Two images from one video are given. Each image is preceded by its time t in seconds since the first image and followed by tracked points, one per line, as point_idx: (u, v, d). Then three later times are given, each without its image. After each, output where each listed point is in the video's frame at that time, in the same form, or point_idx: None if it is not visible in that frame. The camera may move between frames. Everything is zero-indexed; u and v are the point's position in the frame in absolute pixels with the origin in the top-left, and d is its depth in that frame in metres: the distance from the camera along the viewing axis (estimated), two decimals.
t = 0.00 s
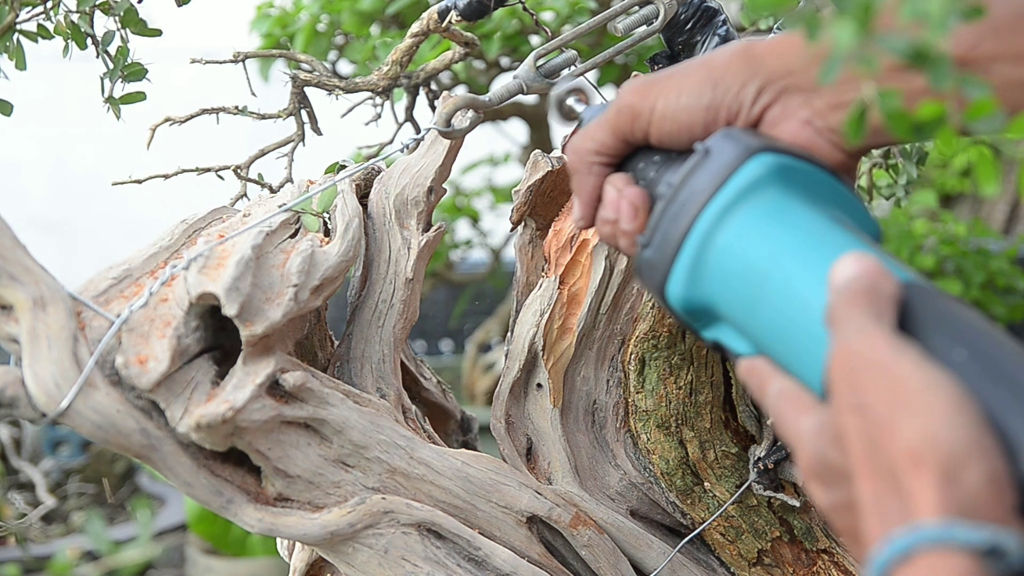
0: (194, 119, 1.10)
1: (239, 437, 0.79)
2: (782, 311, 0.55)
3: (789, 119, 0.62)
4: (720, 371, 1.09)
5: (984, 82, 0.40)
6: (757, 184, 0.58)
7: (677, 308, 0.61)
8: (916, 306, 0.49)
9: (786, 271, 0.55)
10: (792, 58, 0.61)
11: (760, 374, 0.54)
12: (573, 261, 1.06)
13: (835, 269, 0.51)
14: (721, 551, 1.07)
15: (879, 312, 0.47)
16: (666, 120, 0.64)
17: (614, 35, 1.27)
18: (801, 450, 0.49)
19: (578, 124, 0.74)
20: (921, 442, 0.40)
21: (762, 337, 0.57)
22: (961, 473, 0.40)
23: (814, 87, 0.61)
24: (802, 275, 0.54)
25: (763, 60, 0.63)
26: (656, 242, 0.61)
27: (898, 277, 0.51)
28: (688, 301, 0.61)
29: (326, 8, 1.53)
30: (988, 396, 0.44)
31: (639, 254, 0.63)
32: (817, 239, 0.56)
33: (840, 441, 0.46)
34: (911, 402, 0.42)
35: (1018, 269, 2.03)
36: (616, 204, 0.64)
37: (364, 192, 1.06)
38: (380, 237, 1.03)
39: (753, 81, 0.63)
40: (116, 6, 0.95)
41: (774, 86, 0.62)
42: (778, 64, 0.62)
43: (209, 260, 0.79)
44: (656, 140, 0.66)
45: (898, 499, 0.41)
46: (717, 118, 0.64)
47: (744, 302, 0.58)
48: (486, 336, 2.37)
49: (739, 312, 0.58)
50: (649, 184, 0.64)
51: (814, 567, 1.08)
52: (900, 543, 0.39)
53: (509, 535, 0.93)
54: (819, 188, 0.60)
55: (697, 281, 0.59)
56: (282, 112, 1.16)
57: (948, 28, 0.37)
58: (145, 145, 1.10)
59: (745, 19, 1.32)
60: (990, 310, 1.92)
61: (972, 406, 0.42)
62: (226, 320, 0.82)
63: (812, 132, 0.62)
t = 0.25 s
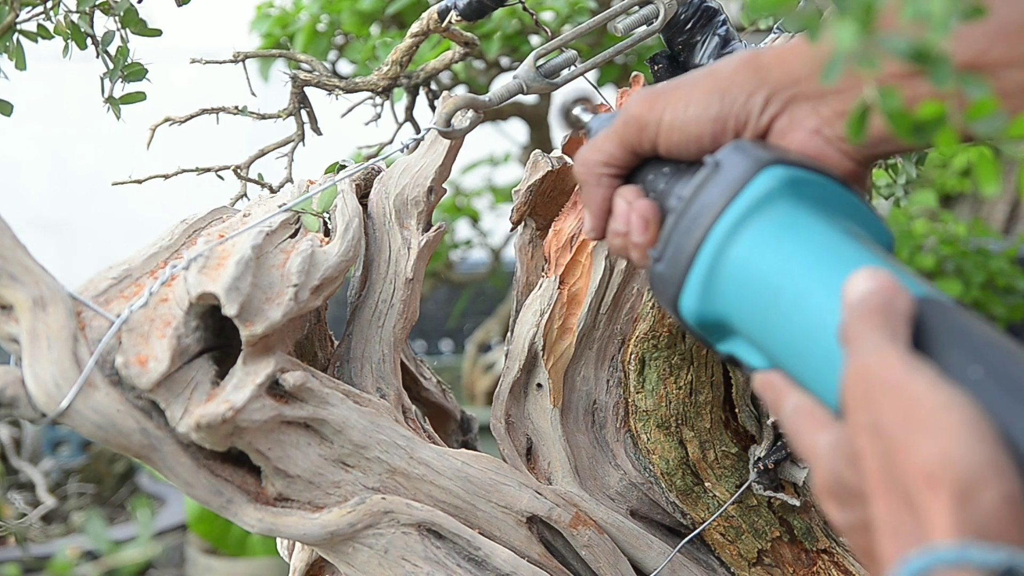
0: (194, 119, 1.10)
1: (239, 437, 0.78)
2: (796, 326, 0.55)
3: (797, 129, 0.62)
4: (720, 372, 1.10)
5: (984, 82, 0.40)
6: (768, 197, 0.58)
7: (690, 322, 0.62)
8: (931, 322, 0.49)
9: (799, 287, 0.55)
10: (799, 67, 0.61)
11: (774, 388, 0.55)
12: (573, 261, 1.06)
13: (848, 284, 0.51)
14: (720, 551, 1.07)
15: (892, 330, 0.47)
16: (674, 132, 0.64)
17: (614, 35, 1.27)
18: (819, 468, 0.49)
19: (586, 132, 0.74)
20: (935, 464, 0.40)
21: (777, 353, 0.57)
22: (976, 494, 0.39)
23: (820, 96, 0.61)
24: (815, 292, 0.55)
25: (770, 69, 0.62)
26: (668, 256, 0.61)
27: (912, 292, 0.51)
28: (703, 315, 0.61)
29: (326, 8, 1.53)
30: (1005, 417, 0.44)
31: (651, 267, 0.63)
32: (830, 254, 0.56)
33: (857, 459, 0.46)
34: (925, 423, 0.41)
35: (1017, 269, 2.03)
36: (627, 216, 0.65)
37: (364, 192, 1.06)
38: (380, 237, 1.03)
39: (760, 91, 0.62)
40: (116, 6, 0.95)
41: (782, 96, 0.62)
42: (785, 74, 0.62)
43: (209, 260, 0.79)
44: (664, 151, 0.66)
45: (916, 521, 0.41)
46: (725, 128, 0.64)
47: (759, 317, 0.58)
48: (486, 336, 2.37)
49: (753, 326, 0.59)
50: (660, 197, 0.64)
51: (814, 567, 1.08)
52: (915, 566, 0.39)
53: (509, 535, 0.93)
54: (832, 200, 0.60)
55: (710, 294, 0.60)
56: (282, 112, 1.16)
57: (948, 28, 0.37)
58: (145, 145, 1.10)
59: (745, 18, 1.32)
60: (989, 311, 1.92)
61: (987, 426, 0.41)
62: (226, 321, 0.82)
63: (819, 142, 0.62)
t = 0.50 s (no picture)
0: (194, 119, 1.10)
1: (239, 437, 0.78)
2: (772, 330, 0.55)
3: (795, 131, 0.62)
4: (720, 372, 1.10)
5: (984, 82, 0.40)
6: (754, 202, 0.58)
7: (677, 323, 0.62)
8: (899, 333, 0.49)
9: (773, 292, 0.55)
10: (797, 68, 0.61)
11: (754, 394, 0.55)
12: (573, 261, 1.06)
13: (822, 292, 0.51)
14: (721, 551, 1.07)
15: (857, 340, 0.47)
16: (673, 132, 0.65)
17: (614, 34, 1.27)
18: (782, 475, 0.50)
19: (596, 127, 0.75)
20: (885, 479, 0.41)
21: (756, 356, 0.57)
22: (923, 509, 0.40)
23: (818, 99, 0.61)
24: (793, 294, 0.54)
25: (769, 72, 0.62)
26: (658, 256, 0.61)
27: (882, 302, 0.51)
28: (688, 317, 0.61)
29: (326, 8, 1.53)
30: (965, 426, 0.44)
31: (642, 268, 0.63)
32: (809, 259, 0.55)
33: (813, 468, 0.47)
34: (878, 437, 0.42)
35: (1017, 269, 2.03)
36: (625, 215, 0.65)
37: (364, 192, 1.06)
38: (380, 237, 1.03)
39: (758, 92, 0.62)
40: (116, 6, 0.95)
41: (779, 98, 0.62)
42: (782, 76, 0.61)
43: (209, 260, 0.79)
44: (664, 150, 0.66)
45: (862, 532, 0.42)
46: (723, 129, 0.64)
47: (735, 321, 0.58)
48: (486, 336, 2.37)
49: (734, 328, 0.58)
50: (657, 196, 0.64)
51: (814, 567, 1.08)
52: None
53: (509, 535, 0.93)
54: (818, 204, 0.60)
55: (694, 297, 0.60)
56: (282, 112, 1.16)
57: (948, 29, 0.37)
58: (145, 145, 1.10)
59: (745, 19, 1.32)
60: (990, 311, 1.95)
61: (939, 441, 0.42)
62: (226, 321, 0.82)
63: (817, 144, 0.62)
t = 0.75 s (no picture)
0: (194, 119, 1.10)
1: (239, 437, 0.78)
2: (773, 323, 0.55)
3: (797, 120, 0.62)
4: (720, 372, 1.10)
5: (984, 82, 0.40)
6: (757, 192, 0.58)
7: (676, 312, 0.62)
8: (899, 328, 0.49)
9: (775, 285, 0.56)
10: (800, 58, 0.61)
11: (753, 384, 0.54)
12: (573, 260, 1.06)
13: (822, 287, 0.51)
14: (721, 552, 1.07)
15: (856, 335, 0.47)
16: (675, 119, 0.65)
17: (614, 34, 1.27)
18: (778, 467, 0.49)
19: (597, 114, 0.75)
20: (881, 473, 0.41)
21: (756, 347, 0.57)
22: (919, 504, 0.40)
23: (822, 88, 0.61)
24: (795, 290, 0.55)
25: (772, 60, 0.62)
26: (658, 245, 0.61)
27: (882, 296, 0.51)
28: (688, 305, 0.61)
29: (326, 8, 1.53)
30: (964, 423, 0.44)
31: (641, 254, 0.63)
32: (808, 252, 0.56)
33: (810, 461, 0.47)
34: (875, 432, 0.42)
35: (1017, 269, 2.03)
36: (625, 201, 0.65)
37: (364, 192, 1.06)
38: (380, 237, 1.03)
39: (761, 82, 0.62)
40: (116, 6, 0.95)
41: (782, 87, 0.62)
42: (786, 65, 0.62)
43: (209, 260, 0.79)
44: (665, 137, 0.66)
45: (857, 526, 0.42)
46: (725, 117, 0.64)
47: (737, 312, 0.58)
48: (486, 336, 2.37)
49: (733, 318, 0.59)
50: (658, 183, 0.64)
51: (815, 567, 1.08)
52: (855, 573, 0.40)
53: (509, 535, 0.93)
54: (820, 196, 0.60)
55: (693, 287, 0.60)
56: (282, 112, 1.16)
57: (949, 28, 0.37)
58: (145, 145, 1.10)
59: (745, 19, 1.32)
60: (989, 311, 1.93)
61: (937, 438, 0.42)
62: (226, 320, 0.82)
63: (819, 134, 0.62)
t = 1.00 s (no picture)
0: (194, 119, 1.10)
1: (239, 437, 0.78)
2: (773, 330, 0.55)
3: (795, 126, 0.62)
4: (720, 372, 1.10)
5: (983, 83, 0.40)
6: (755, 198, 0.58)
7: (676, 320, 0.62)
8: (898, 332, 0.49)
9: (774, 289, 0.55)
10: (798, 64, 0.61)
11: (754, 391, 0.56)
12: (573, 261, 1.06)
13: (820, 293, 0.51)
14: (721, 551, 1.07)
15: (855, 338, 0.47)
16: (672, 127, 0.64)
17: (613, 34, 1.27)
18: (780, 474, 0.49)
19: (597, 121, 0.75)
20: (882, 478, 0.41)
21: (755, 354, 0.57)
22: (919, 509, 0.40)
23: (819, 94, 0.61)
24: (793, 294, 0.55)
25: (769, 67, 0.62)
26: (657, 254, 0.61)
27: (880, 301, 0.51)
28: (687, 313, 0.61)
29: (326, 8, 1.53)
30: (964, 428, 0.44)
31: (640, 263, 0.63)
32: (806, 257, 0.56)
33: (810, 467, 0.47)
34: (875, 438, 0.42)
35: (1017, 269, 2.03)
36: (624, 211, 0.65)
37: (364, 192, 1.06)
38: (380, 237, 1.03)
39: (758, 89, 0.62)
40: (116, 6, 0.95)
41: (779, 94, 0.62)
42: (782, 72, 0.62)
43: (209, 260, 0.79)
44: (663, 146, 0.66)
45: (859, 532, 0.42)
46: (722, 125, 0.64)
47: (737, 318, 0.58)
48: (486, 336, 2.37)
49: (733, 324, 0.59)
50: (656, 192, 0.64)
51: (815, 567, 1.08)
52: None
53: (509, 535, 0.93)
54: (818, 201, 0.60)
55: (694, 294, 0.60)
56: (282, 112, 1.16)
57: (948, 29, 0.37)
58: (145, 145, 1.10)
59: (745, 19, 1.32)
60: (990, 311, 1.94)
61: (936, 441, 0.43)
62: (226, 320, 0.82)
63: (816, 141, 0.62)
